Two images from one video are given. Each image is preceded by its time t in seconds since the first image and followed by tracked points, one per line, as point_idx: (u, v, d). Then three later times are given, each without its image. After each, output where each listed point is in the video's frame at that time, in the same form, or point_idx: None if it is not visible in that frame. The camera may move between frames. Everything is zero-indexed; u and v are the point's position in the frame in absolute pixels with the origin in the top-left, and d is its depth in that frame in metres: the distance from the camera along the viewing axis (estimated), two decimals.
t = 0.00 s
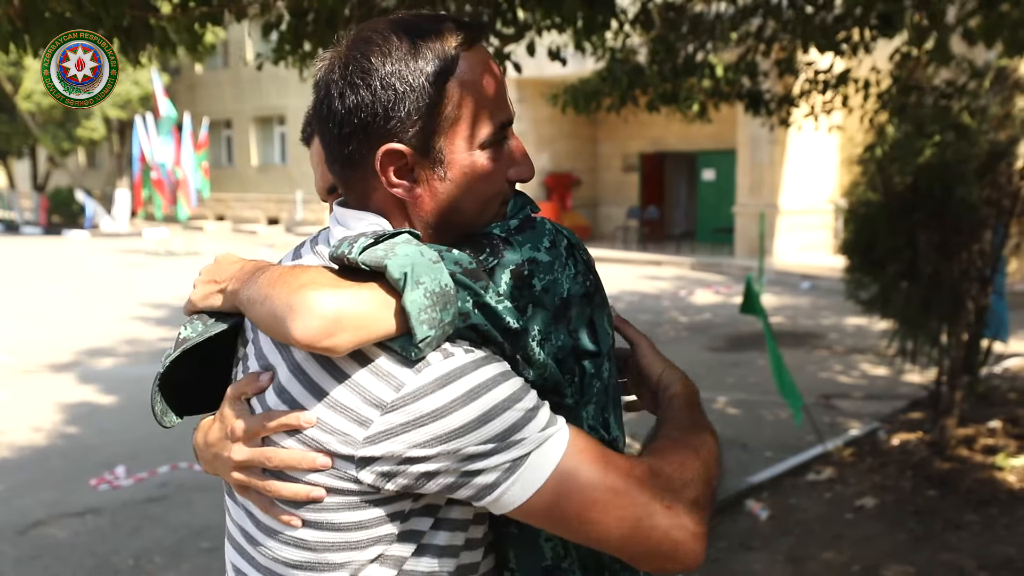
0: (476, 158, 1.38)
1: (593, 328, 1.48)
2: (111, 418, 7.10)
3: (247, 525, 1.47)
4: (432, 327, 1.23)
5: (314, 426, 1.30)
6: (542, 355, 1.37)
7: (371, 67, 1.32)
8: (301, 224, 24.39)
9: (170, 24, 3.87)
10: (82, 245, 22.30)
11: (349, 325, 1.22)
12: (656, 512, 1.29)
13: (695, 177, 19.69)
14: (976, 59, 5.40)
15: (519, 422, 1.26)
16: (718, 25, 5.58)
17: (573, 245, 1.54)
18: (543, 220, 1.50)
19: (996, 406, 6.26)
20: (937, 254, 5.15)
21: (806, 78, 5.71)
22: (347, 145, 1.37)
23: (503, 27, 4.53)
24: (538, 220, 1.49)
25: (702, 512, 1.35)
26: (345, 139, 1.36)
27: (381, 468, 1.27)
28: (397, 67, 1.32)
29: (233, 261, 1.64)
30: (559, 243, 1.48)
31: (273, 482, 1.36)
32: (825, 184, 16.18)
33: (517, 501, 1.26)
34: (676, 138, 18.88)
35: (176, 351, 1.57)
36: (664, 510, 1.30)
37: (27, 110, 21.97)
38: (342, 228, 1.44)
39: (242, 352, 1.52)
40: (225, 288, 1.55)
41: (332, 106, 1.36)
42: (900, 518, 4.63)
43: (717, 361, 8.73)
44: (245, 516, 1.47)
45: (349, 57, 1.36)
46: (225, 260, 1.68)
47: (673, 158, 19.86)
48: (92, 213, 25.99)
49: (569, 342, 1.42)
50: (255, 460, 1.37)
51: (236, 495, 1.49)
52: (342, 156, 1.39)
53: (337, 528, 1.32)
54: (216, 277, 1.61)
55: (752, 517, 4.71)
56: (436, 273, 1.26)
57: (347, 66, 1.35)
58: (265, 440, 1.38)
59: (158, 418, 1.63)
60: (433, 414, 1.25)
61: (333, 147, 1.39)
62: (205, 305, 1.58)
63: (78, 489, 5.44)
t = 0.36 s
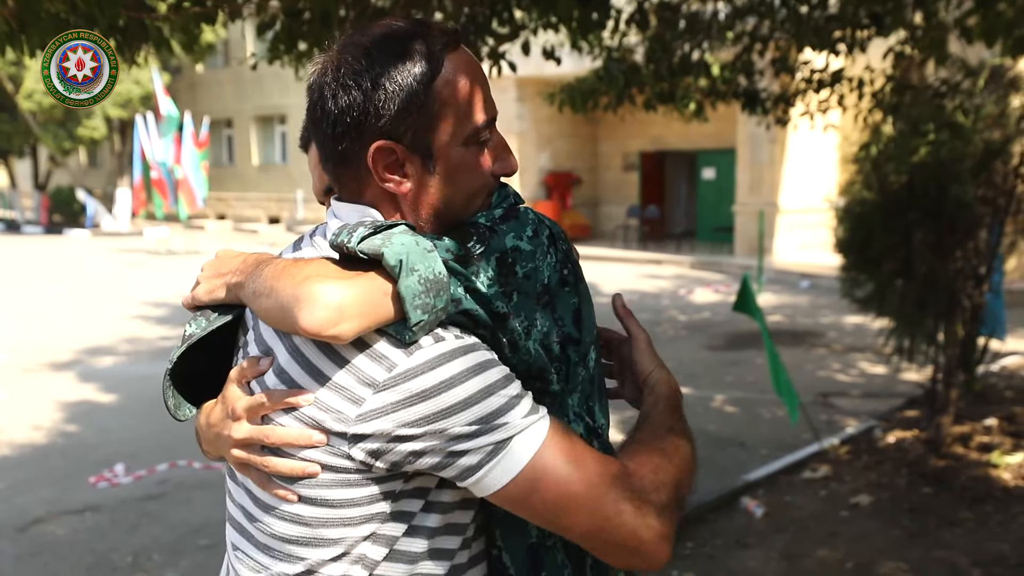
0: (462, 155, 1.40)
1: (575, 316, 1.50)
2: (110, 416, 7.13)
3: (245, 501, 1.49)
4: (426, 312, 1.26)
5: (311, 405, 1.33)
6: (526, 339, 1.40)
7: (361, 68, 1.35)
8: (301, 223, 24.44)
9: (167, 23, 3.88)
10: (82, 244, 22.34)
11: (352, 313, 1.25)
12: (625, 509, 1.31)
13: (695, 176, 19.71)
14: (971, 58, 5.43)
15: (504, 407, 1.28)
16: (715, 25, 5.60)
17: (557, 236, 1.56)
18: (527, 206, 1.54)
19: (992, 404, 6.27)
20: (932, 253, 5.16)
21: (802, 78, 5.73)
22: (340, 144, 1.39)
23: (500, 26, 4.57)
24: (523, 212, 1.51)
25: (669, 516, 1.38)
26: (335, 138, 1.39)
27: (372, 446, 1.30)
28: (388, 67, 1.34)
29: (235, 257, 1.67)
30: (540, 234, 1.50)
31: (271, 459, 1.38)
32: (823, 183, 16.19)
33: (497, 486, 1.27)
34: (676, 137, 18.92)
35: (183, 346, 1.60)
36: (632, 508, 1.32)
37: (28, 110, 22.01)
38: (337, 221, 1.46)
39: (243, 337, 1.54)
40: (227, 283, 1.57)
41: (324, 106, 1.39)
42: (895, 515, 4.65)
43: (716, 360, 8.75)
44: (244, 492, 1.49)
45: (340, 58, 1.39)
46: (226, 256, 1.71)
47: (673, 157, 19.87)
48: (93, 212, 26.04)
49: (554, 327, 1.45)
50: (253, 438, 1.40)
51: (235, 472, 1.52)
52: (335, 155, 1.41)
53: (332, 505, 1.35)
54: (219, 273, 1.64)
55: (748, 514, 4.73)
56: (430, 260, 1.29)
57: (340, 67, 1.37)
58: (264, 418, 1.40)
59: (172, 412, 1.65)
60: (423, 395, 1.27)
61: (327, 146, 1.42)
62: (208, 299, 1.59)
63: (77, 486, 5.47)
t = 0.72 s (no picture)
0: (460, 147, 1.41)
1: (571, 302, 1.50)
2: (117, 415, 7.16)
3: (253, 484, 1.49)
4: (433, 293, 1.27)
5: (325, 385, 1.35)
6: (524, 324, 1.40)
7: (360, 68, 1.36)
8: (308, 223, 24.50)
9: (173, 24, 3.91)
10: (90, 243, 22.43)
11: (359, 295, 1.27)
12: (626, 488, 1.36)
13: (702, 177, 19.67)
14: (977, 59, 5.41)
15: (511, 385, 1.31)
16: (718, 25, 5.59)
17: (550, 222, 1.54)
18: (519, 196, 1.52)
19: (998, 405, 6.26)
20: (938, 252, 5.15)
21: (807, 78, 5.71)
22: (340, 142, 1.40)
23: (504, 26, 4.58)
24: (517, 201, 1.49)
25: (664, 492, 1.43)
26: (335, 137, 1.40)
27: (383, 424, 1.32)
28: (386, 66, 1.36)
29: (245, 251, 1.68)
30: (535, 225, 1.48)
31: (283, 441, 1.39)
32: (830, 183, 16.13)
33: (507, 459, 1.29)
34: (683, 137, 18.91)
35: (196, 338, 1.62)
36: (632, 486, 1.37)
37: (37, 110, 22.10)
38: (340, 215, 1.46)
39: (252, 327, 1.55)
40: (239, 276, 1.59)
41: (323, 108, 1.40)
42: (900, 516, 4.64)
43: (722, 360, 8.74)
44: (253, 475, 1.50)
45: (338, 59, 1.40)
46: (236, 251, 1.72)
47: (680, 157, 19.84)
48: (101, 212, 26.14)
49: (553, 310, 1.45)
50: (267, 420, 1.41)
51: (245, 457, 1.52)
52: (335, 153, 1.42)
53: (343, 484, 1.36)
54: (231, 267, 1.65)
55: (752, 514, 4.73)
56: (436, 243, 1.29)
57: (339, 68, 1.39)
58: (276, 402, 1.42)
59: (188, 403, 1.67)
60: (434, 373, 1.29)
61: (327, 145, 1.43)
62: (220, 293, 1.59)
63: (83, 485, 5.50)
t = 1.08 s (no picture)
0: (465, 147, 1.41)
1: (580, 295, 1.48)
2: (132, 413, 7.21)
3: (269, 486, 1.49)
4: (438, 295, 1.27)
5: (335, 389, 1.35)
6: (535, 321, 1.39)
7: (364, 70, 1.37)
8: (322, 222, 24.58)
9: (189, 25, 3.93)
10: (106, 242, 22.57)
11: (364, 301, 1.27)
12: (641, 484, 1.35)
13: (717, 176, 19.60)
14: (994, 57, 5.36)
15: (521, 384, 1.30)
16: (734, 24, 5.57)
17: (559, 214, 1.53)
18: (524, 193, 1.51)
19: (1016, 407, 6.21)
20: (955, 252, 5.11)
21: (823, 77, 5.67)
22: (345, 142, 1.41)
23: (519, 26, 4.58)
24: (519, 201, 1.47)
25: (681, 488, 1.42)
26: (340, 139, 1.41)
27: (393, 426, 1.32)
28: (389, 66, 1.36)
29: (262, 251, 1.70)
30: (539, 222, 1.46)
31: (294, 442, 1.40)
32: (846, 182, 16.05)
33: (518, 459, 1.29)
34: (696, 136, 18.85)
35: (212, 339, 1.62)
36: (646, 482, 1.36)
37: (54, 109, 22.25)
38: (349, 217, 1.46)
39: (265, 329, 1.56)
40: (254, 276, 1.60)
41: (328, 110, 1.41)
42: (916, 518, 4.61)
43: (736, 360, 8.71)
44: (268, 477, 1.50)
45: (342, 61, 1.41)
46: (251, 252, 1.73)
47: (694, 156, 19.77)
48: (118, 211, 26.29)
49: (563, 305, 1.44)
50: (276, 422, 1.42)
51: (259, 458, 1.53)
52: (341, 152, 1.43)
53: (355, 485, 1.36)
54: (246, 269, 1.66)
55: (766, 515, 4.72)
56: (441, 245, 1.29)
57: (343, 66, 1.39)
58: (287, 404, 1.42)
59: (203, 404, 1.67)
60: (443, 374, 1.29)
61: (333, 144, 1.43)
62: (236, 294, 1.61)
63: (99, 482, 5.53)
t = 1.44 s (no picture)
0: (495, 149, 1.41)
1: (607, 296, 1.48)
2: (149, 413, 7.25)
3: (305, 486, 1.49)
4: (474, 295, 1.27)
5: (373, 388, 1.35)
6: (566, 320, 1.39)
7: (394, 73, 1.37)
8: (336, 223, 24.67)
9: (206, 27, 3.94)
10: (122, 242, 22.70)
11: (401, 304, 1.27)
12: (675, 485, 1.35)
13: (731, 176, 19.53)
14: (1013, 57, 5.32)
15: (557, 384, 1.30)
16: (749, 25, 5.55)
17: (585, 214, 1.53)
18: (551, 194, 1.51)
19: None
20: (973, 254, 5.08)
21: (839, 77, 5.63)
22: (376, 145, 1.41)
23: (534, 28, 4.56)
24: (547, 203, 1.47)
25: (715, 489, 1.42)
26: (371, 142, 1.41)
27: (430, 426, 1.32)
28: (419, 71, 1.36)
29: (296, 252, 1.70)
30: (567, 224, 1.47)
31: (331, 441, 1.40)
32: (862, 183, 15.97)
33: (554, 459, 1.29)
34: (711, 137, 18.80)
35: (246, 337, 1.63)
36: (681, 484, 1.36)
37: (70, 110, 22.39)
38: (380, 219, 1.46)
39: (300, 329, 1.56)
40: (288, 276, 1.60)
41: (359, 112, 1.41)
42: (933, 521, 4.58)
43: (750, 361, 8.68)
44: (304, 477, 1.50)
45: (371, 65, 1.41)
46: (284, 253, 1.74)
47: (709, 156, 19.71)
48: (133, 211, 26.45)
49: (590, 305, 1.45)
50: (314, 421, 1.42)
51: (295, 456, 1.53)
52: (371, 155, 1.43)
53: (391, 485, 1.36)
54: (280, 269, 1.66)
55: (782, 518, 4.69)
56: (477, 245, 1.30)
57: (374, 69, 1.39)
58: (324, 403, 1.42)
59: (237, 403, 1.67)
60: (480, 374, 1.30)
61: (364, 148, 1.44)
62: (270, 294, 1.61)
63: (117, 481, 5.57)
